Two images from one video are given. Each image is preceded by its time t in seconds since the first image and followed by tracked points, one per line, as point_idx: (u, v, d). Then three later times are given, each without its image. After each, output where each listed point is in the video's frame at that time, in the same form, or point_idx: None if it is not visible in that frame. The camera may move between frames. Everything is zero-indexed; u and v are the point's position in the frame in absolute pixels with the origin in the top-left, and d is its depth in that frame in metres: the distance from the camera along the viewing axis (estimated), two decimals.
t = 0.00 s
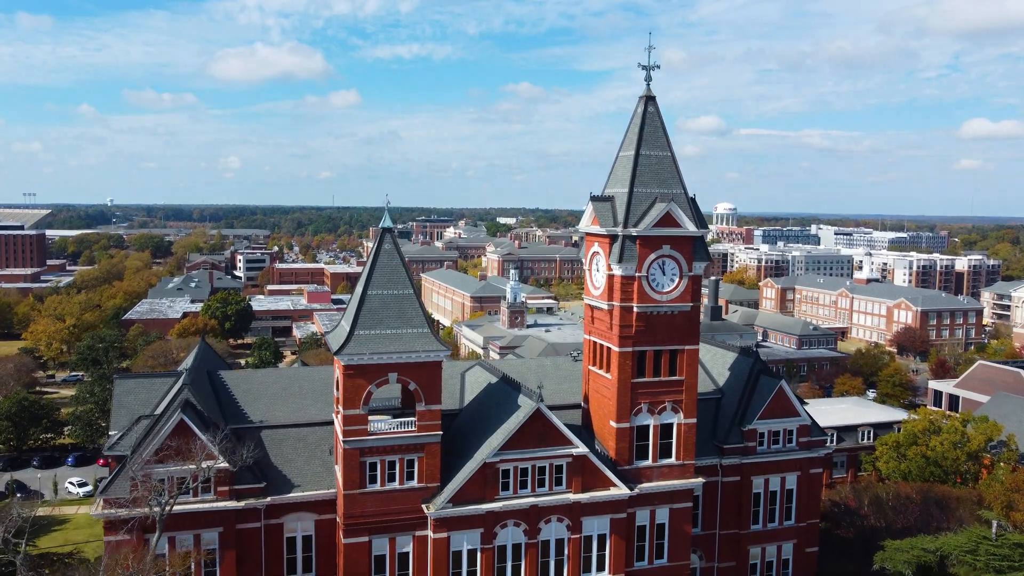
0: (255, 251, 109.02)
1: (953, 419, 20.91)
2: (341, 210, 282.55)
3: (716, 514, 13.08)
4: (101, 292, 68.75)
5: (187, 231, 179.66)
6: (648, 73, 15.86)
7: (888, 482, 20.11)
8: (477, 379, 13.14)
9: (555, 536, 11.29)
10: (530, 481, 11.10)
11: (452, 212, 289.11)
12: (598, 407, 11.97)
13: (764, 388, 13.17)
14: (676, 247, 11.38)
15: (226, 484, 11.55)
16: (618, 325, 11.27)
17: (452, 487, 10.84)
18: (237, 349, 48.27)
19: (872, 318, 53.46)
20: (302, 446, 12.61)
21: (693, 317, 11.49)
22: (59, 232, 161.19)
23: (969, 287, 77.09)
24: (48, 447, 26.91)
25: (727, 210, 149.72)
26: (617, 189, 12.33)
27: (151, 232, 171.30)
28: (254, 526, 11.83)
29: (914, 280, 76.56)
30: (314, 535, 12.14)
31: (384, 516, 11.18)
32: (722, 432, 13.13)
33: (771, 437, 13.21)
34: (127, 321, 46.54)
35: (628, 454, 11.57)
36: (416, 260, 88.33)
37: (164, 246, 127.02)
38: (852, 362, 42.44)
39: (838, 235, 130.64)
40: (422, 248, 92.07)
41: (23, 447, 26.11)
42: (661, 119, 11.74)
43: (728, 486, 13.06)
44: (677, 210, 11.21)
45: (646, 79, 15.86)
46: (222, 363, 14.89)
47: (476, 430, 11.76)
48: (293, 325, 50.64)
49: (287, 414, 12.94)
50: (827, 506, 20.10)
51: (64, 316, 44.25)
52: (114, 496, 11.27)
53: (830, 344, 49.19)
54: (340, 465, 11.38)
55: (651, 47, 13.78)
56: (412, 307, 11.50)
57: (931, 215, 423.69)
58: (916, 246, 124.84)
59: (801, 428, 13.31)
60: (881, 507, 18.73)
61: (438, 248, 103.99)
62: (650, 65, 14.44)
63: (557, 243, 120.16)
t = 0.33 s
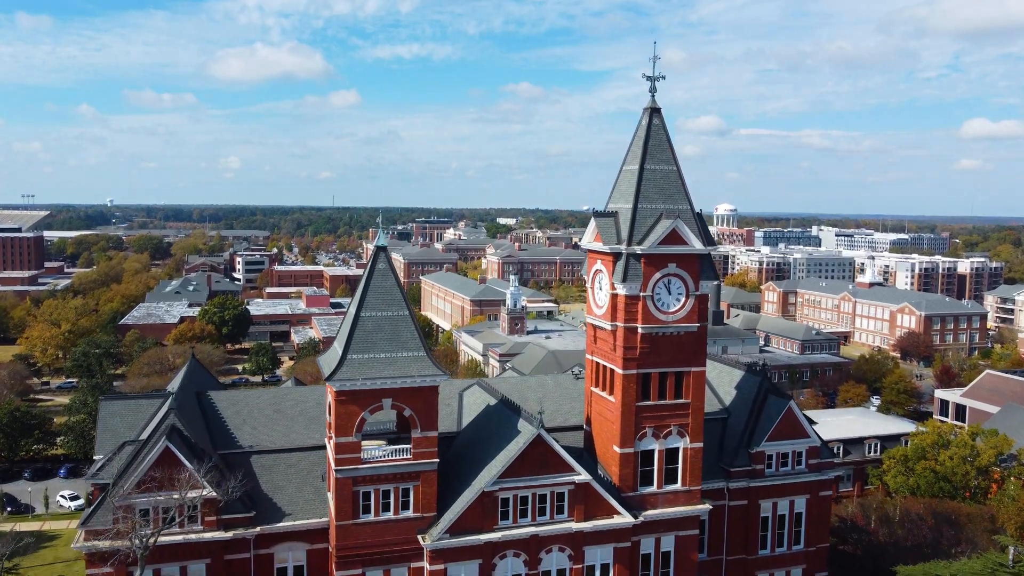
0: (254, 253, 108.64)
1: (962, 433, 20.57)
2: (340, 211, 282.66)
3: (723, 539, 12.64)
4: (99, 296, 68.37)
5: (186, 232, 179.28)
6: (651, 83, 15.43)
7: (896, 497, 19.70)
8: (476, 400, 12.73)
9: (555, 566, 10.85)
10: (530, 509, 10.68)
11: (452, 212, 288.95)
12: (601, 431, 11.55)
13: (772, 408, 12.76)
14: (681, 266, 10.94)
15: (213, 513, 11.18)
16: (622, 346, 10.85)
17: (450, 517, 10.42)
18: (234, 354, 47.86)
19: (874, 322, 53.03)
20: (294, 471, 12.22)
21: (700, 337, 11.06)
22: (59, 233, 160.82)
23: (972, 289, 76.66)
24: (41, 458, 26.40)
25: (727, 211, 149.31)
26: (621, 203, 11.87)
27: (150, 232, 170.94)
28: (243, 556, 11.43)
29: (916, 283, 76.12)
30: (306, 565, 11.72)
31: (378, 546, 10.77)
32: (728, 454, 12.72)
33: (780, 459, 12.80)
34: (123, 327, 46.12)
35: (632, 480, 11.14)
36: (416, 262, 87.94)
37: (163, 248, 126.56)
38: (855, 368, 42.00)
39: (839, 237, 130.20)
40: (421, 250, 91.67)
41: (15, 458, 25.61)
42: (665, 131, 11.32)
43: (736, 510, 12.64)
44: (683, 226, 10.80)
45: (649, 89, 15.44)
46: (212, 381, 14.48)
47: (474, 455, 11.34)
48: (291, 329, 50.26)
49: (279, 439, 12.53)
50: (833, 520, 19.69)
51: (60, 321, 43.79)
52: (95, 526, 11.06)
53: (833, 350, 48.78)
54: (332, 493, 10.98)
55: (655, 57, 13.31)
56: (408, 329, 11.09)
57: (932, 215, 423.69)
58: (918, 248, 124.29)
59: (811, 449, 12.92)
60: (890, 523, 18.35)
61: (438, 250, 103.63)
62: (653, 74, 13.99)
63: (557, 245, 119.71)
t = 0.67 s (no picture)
0: (253, 254, 108.19)
1: (971, 448, 20.16)
2: (340, 211, 282.64)
3: (729, 566, 12.22)
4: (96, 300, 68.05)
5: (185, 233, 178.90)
6: (658, 95, 15.05)
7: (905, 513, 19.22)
8: (474, 421, 12.31)
9: None
10: (531, 541, 10.26)
11: (451, 213, 288.86)
12: (604, 456, 11.13)
13: (781, 430, 12.39)
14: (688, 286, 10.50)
15: (199, 546, 10.78)
16: (626, 369, 10.42)
17: (445, 549, 10.01)
18: (231, 360, 47.41)
19: (877, 327, 52.62)
20: (284, 499, 11.83)
21: (707, 360, 10.62)
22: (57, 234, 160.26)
23: (974, 293, 76.30)
24: (33, 469, 25.93)
25: (727, 212, 148.94)
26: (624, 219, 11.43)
27: (149, 233, 170.47)
28: None
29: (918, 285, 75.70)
30: None
31: None
32: (735, 478, 12.31)
33: (789, 483, 12.43)
34: (119, 332, 45.70)
35: (636, 509, 10.73)
36: (415, 265, 87.54)
37: (162, 249, 126.06)
38: (858, 374, 41.58)
39: (841, 238, 129.79)
40: (421, 252, 91.30)
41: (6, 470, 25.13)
42: (671, 144, 10.94)
43: (743, 536, 12.22)
44: (690, 243, 10.38)
45: (656, 102, 15.05)
46: (201, 403, 14.14)
47: (473, 482, 10.93)
48: (289, 334, 49.84)
49: (269, 465, 12.16)
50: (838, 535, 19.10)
51: (55, 327, 43.34)
52: (75, 560, 10.69)
53: (836, 355, 48.38)
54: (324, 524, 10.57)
55: (660, 68, 12.84)
56: (402, 353, 10.69)
57: (932, 215, 422.97)
58: (919, 249, 123.96)
59: (820, 472, 12.55)
60: (898, 540, 17.84)
61: (437, 252, 103.26)
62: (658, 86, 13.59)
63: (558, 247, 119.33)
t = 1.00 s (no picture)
0: (252, 256, 107.79)
1: (980, 462, 19.74)
2: (338, 211, 281.95)
3: None
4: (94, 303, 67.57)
5: (184, 234, 178.32)
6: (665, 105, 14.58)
7: (914, 530, 18.76)
8: (473, 445, 11.89)
9: None
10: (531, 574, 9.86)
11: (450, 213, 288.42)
12: (607, 483, 10.69)
13: (791, 453, 12.00)
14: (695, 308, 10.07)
15: None
16: (630, 395, 9.98)
17: None
18: (229, 365, 46.98)
19: (881, 331, 52.18)
20: (274, 530, 11.47)
21: (715, 384, 10.19)
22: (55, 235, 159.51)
23: (976, 296, 75.92)
24: (25, 480, 25.41)
25: (728, 213, 148.47)
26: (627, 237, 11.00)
27: (148, 234, 169.88)
28: None
29: (920, 288, 75.23)
30: None
31: None
32: (744, 504, 11.92)
33: (799, 508, 12.06)
34: (115, 337, 45.26)
35: (641, 540, 10.28)
36: (415, 267, 87.10)
37: (161, 250, 125.50)
38: (862, 381, 41.17)
39: (841, 239, 129.35)
40: (421, 254, 90.88)
41: None
42: (677, 159, 10.54)
43: (752, 563, 11.82)
44: (697, 262, 9.94)
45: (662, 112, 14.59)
46: (190, 423, 13.78)
47: (471, 512, 10.55)
48: (288, 339, 49.41)
49: (258, 493, 11.80)
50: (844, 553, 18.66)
51: (50, 332, 42.86)
52: None
53: (839, 360, 47.91)
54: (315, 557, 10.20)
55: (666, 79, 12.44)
56: (397, 379, 10.35)
57: (932, 215, 422.87)
58: (920, 251, 123.57)
59: (832, 497, 12.19)
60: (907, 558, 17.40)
61: (437, 253, 102.82)
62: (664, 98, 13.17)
63: (558, 248, 118.97)
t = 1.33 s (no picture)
0: (251, 257, 107.31)
1: (991, 478, 19.24)
2: (338, 211, 281.45)
3: None
4: (91, 307, 67.11)
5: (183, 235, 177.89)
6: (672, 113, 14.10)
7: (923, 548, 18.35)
8: (471, 469, 11.53)
9: None
10: None
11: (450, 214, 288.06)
12: (612, 511, 10.25)
13: (801, 478, 11.73)
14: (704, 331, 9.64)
15: None
16: (635, 422, 9.53)
17: None
18: (227, 370, 46.55)
19: (884, 335, 51.77)
20: (264, 564, 11.16)
21: (724, 411, 9.75)
22: (55, 236, 159.09)
23: (979, 298, 75.48)
24: (16, 493, 24.87)
25: (728, 214, 148.02)
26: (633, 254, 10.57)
27: (147, 235, 169.42)
28: None
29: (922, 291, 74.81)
30: None
31: None
32: (753, 531, 11.63)
33: (810, 535, 11.79)
34: (111, 343, 44.79)
35: (647, 572, 9.84)
36: (415, 269, 86.65)
37: (161, 252, 125.06)
38: (866, 387, 40.79)
39: (842, 241, 128.92)
40: (421, 256, 90.43)
41: None
42: (684, 174, 10.13)
43: None
44: (706, 284, 9.51)
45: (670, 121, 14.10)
46: (178, 448, 13.42)
47: (469, 543, 10.15)
48: (286, 343, 48.98)
49: (247, 524, 11.50)
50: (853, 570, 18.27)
51: (46, 338, 42.38)
52: None
53: (843, 365, 47.49)
54: None
55: (674, 89, 12.00)
56: (390, 409, 10.09)
57: (932, 215, 422.65)
58: (922, 252, 123.09)
59: (844, 523, 11.93)
60: None
61: (437, 255, 102.39)
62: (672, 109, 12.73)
63: (558, 250, 118.54)
